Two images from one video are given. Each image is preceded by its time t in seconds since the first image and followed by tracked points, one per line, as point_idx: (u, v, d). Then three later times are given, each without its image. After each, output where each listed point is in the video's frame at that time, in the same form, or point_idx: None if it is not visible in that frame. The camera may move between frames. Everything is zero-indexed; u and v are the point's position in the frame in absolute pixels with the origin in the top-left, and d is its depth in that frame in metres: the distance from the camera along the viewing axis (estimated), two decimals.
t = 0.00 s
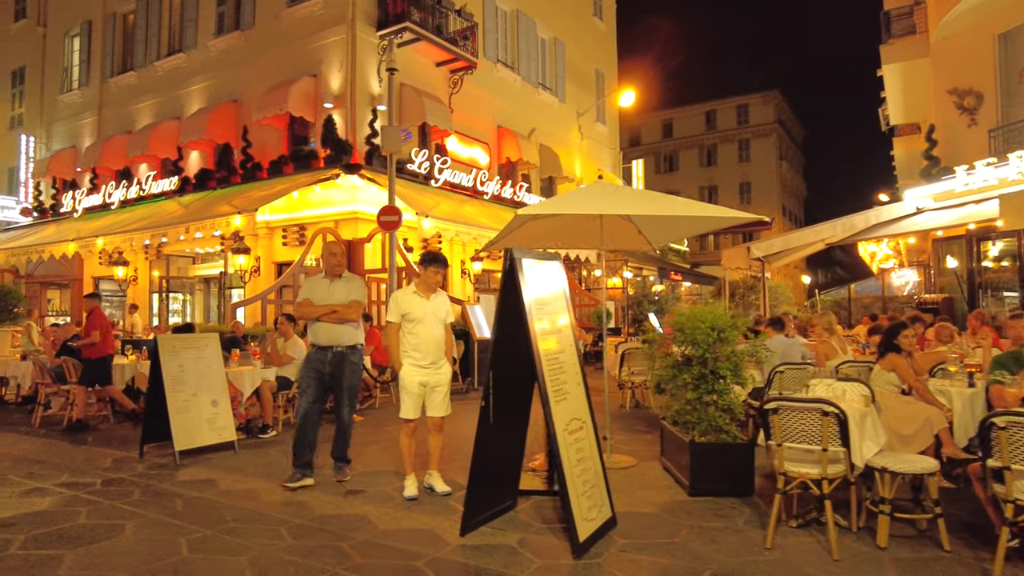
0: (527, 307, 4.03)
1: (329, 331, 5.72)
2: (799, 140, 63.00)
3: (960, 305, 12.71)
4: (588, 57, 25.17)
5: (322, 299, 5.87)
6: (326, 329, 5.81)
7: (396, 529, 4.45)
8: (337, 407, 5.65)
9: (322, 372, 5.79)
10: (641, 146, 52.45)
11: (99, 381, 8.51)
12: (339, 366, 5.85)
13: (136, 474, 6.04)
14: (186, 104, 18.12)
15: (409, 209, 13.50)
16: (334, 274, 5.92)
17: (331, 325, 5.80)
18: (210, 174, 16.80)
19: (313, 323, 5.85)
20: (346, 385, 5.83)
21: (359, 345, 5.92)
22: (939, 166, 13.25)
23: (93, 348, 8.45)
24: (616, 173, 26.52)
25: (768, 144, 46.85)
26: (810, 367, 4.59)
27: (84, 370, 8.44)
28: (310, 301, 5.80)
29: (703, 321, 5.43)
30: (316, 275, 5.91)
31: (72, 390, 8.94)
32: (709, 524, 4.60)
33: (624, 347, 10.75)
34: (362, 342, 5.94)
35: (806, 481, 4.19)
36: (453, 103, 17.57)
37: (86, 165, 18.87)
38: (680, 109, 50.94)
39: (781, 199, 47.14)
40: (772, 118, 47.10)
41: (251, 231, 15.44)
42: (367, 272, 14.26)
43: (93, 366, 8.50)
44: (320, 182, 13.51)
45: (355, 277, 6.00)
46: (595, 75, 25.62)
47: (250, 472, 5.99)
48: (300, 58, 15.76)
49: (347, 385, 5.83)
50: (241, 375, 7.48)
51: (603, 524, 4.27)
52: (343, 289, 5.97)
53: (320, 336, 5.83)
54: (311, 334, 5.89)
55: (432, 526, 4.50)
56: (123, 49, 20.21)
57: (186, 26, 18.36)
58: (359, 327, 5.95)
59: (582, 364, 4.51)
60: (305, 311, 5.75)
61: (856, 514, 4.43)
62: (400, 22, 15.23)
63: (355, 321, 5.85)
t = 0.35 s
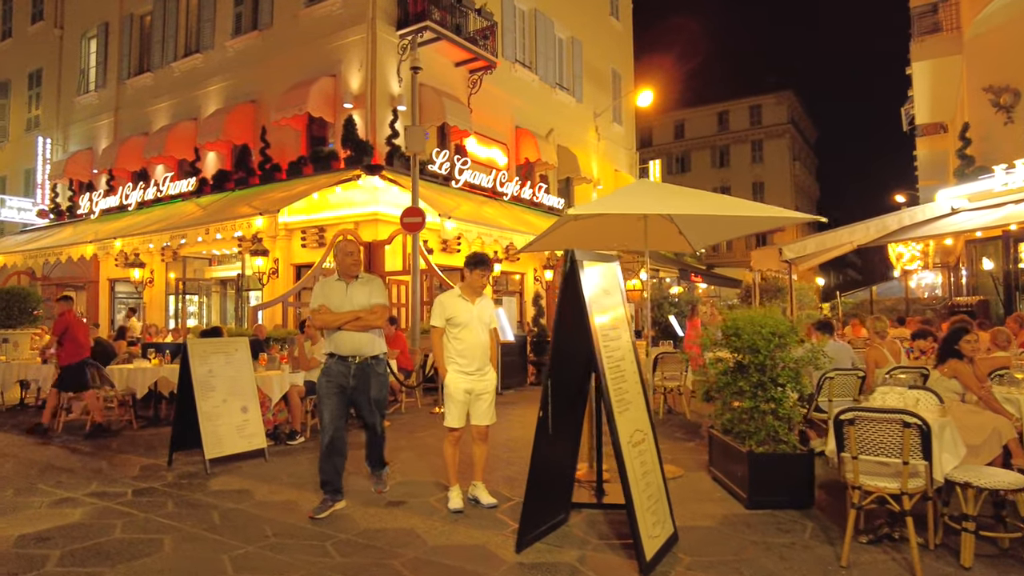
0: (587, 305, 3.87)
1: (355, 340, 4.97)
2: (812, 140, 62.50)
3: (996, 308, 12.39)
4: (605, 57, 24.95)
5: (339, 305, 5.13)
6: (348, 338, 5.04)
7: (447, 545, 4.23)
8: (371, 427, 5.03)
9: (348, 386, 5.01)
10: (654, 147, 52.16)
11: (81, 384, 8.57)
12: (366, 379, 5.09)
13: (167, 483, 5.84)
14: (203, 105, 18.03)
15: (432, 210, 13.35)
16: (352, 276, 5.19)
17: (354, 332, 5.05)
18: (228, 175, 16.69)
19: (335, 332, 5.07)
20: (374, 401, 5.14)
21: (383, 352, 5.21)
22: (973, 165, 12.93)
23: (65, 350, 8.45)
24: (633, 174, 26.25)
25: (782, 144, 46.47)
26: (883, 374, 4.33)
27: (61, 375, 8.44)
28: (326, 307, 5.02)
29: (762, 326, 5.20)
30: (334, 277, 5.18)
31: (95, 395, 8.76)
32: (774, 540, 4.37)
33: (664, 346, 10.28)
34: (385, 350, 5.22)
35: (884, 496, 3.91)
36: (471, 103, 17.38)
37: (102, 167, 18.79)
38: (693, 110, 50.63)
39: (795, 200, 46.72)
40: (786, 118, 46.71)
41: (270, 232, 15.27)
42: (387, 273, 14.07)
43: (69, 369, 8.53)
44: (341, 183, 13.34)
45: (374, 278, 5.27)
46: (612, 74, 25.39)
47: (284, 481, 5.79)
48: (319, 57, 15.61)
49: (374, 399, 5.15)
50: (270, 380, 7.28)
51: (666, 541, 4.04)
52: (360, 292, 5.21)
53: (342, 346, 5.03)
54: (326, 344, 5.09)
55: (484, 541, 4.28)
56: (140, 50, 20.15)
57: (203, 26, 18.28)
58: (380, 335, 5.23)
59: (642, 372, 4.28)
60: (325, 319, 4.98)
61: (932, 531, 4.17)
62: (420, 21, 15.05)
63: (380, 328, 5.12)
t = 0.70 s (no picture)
0: (641, 295, 3.62)
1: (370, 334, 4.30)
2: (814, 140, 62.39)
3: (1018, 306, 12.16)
4: (612, 54, 24.72)
5: (350, 296, 4.46)
6: (361, 333, 4.38)
7: (488, 556, 3.96)
8: (381, 430, 4.34)
9: (356, 386, 4.41)
10: (656, 147, 51.95)
11: (25, 394, 8.18)
12: (376, 376, 4.43)
13: (180, 488, 5.55)
14: (207, 101, 17.75)
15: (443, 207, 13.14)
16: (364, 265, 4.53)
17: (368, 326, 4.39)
18: (233, 172, 16.43)
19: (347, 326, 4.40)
20: (386, 402, 4.42)
21: (400, 348, 4.55)
22: (994, 162, 12.71)
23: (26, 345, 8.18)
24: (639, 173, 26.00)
25: (785, 144, 46.32)
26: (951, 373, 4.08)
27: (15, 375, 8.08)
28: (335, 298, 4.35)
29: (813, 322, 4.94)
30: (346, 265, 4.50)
31: (102, 396, 8.46)
32: (835, 549, 4.10)
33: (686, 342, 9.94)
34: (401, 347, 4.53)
35: (958, 502, 3.66)
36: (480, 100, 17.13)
37: (104, 165, 18.50)
38: (695, 110, 50.44)
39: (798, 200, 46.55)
40: (789, 118, 46.54)
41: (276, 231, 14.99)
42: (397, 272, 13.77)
43: (14, 373, 8.20)
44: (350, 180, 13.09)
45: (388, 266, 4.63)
46: (618, 72, 25.17)
47: (304, 486, 5.50)
48: (326, 52, 15.33)
49: (387, 400, 4.43)
50: (285, 381, 7.00)
51: (724, 552, 3.78)
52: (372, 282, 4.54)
53: (355, 343, 4.36)
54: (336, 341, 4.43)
55: (528, 551, 4.01)
56: (142, 46, 19.89)
57: (207, 22, 18.01)
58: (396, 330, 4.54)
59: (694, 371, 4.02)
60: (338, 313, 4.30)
61: (1005, 540, 3.92)
62: (429, 15, 14.79)
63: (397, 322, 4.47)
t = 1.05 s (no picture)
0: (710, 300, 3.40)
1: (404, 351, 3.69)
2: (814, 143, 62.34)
3: None
4: (618, 54, 24.52)
5: (387, 307, 3.87)
6: (393, 349, 3.77)
7: None
8: (408, 467, 3.62)
9: (385, 414, 3.76)
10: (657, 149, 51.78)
11: None
12: (404, 404, 3.75)
13: (199, 503, 5.28)
14: (211, 101, 17.49)
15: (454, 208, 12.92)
16: (406, 273, 3.94)
17: (402, 343, 3.78)
18: (238, 173, 16.16)
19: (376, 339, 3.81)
20: (415, 434, 3.70)
21: (436, 369, 3.89)
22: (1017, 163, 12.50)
23: None
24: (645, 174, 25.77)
25: (786, 146, 46.23)
26: None
27: None
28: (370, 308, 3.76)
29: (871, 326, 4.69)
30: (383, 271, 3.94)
31: (110, 404, 8.17)
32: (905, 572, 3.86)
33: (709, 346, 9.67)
34: (438, 369, 3.88)
35: None
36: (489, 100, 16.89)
37: (106, 165, 18.20)
38: (696, 111, 50.30)
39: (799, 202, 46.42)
40: (791, 119, 46.42)
41: (283, 232, 14.74)
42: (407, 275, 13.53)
43: None
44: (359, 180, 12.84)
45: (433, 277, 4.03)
46: (624, 73, 24.97)
47: (329, 501, 5.24)
48: (333, 51, 15.07)
49: (418, 432, 3.70)
50: (303, 388, 6.75)
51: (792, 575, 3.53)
52: (414, 294, 3.94)
53: (382, 360, 3.74)
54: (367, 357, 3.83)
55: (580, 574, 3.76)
56: (144, 46, 19.61)
57: (210, 21, 17.73)
58: (435, 350, 3.92)
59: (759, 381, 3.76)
60: (366, 323, 3.73)
61: None
62: (439, 13, 14.53)
63: (437, 341, 3.85)
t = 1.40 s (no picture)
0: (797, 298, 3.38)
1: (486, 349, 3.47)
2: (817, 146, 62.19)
3: None
4: (628, 56, 24.42)
5: (462, 302, 3.65)
6: (473, 348, 3.53)
7: None
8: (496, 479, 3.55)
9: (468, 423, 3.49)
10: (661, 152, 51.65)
11: None
12: (483, 414, 3.53)
13: (236, 509, 5.11)
14: (222, 101, 17.34)
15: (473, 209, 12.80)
16: (481, 265, 3.74)
17: (482, 341, 3.55)
18: (250, 174, 16.00)
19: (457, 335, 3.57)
20: (493, 447, 3.55)
21: (511, 373, 3.68)
22: None
23: None
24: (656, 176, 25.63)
25: (791, 149, 46.08)
26: None
27: None
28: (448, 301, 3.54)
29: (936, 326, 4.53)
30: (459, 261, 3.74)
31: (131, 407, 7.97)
32: None
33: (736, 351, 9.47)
34: (514, 373, 3.68)
35: None
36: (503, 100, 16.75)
37: (115, 165, 18.03)
38: (701, 114, 50.16)
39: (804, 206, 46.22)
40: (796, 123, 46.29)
41: (296, 233, 14.59)
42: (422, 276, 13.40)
43: None
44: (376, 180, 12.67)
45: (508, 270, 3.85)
46: (634, 74, 24.85)
47: (370, 508, 5.07)
48: (348, 50, 14.95)
49: (495, 445, 3.56)
50: (334, 391, 6.59)
51: None
52: (489, 289, 3.74)
53: (462, 360, 3.50)
54: (440, 357, 3.57)
55: None
56: (154, 46, 19.47)
57: (222, 20, 17.60)
58: (512, 351, 3.72)
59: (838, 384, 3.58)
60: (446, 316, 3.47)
61: None
62: (455, 13, 14.40)
63: (516, 340, 3.65)
